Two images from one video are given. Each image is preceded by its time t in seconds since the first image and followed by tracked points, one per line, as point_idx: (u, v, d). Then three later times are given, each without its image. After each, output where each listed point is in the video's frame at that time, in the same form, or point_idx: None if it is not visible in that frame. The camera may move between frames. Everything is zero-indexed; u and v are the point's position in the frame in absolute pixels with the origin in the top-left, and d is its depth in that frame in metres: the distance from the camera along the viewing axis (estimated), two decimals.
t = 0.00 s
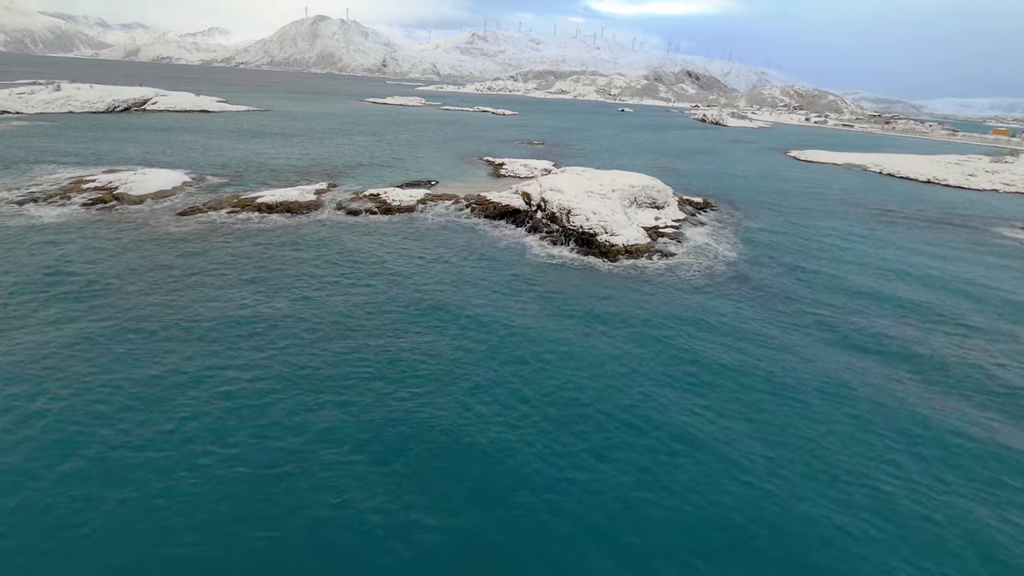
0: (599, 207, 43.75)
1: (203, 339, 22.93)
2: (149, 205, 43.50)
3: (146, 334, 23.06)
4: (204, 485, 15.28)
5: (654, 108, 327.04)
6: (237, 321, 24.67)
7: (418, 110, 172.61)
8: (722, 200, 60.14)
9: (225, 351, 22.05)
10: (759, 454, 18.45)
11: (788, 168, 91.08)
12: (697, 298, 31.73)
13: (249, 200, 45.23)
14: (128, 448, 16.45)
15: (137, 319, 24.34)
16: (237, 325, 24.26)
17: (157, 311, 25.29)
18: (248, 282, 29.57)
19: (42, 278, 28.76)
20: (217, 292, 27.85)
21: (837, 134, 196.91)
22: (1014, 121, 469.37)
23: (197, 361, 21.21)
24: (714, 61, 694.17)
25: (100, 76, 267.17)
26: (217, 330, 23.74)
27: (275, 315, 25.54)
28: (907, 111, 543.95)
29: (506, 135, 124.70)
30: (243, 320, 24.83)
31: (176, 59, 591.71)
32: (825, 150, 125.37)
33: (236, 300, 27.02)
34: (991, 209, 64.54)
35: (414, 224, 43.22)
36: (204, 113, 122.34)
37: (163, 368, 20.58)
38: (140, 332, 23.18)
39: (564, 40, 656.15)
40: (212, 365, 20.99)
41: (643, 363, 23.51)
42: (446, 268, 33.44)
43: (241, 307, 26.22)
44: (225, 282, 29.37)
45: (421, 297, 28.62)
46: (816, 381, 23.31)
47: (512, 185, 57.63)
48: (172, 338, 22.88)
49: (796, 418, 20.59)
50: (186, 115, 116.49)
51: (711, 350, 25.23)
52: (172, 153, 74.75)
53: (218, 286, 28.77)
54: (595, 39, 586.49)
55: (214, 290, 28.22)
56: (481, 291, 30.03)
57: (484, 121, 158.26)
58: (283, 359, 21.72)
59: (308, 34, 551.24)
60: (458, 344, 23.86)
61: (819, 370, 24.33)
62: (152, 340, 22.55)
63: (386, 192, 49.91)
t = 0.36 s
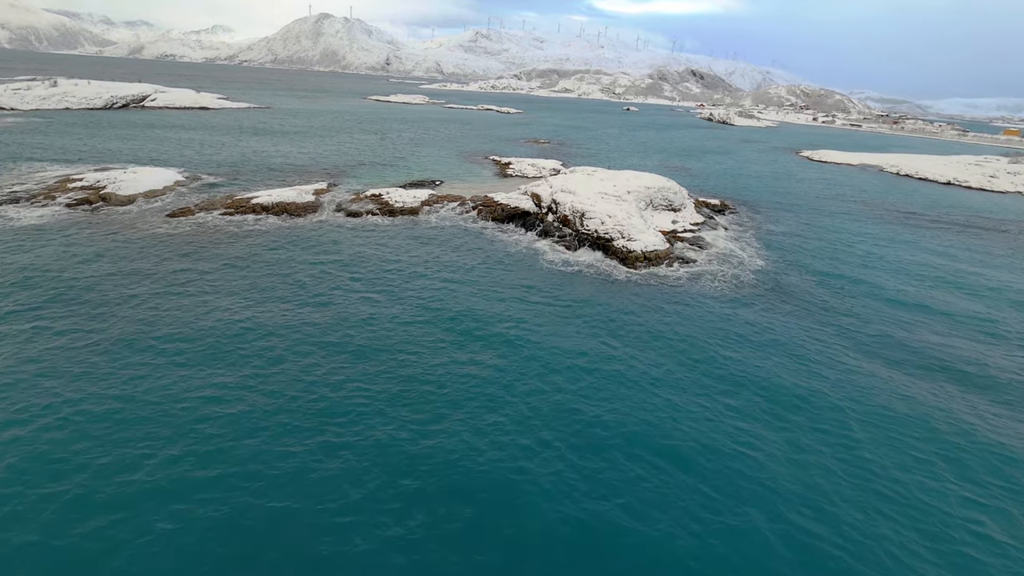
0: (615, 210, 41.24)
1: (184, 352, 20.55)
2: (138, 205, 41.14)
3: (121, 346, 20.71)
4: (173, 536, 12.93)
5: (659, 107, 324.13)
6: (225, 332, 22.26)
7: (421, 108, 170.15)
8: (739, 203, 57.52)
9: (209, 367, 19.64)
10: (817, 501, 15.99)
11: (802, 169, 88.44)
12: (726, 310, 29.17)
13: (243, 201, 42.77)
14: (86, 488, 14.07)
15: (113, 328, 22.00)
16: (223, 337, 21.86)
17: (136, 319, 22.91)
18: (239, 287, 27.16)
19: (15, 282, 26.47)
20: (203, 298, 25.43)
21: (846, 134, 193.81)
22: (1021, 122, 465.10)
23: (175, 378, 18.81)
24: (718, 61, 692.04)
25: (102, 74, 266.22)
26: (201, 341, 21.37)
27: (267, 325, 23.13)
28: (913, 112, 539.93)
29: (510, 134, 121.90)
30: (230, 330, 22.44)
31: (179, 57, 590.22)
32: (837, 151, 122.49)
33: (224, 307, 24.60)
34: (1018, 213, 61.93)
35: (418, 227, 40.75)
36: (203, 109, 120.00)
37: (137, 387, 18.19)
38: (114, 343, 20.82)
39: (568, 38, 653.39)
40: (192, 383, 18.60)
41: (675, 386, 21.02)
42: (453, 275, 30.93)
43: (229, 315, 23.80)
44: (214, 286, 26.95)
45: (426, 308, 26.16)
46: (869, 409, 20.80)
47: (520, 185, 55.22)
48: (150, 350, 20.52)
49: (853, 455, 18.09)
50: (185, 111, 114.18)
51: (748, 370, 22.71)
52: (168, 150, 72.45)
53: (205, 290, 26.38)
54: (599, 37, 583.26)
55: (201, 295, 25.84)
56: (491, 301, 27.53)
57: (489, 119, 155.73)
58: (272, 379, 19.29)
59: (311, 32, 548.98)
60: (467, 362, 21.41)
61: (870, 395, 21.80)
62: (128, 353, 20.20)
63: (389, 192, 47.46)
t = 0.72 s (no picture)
0: (633, 213, 38.59)
1: (153, 377, 17.97)
2: (127, 208, 38.84)
3: (80, 370, 18.12)
4: None
5: (664, 107, 321.03)
6: (201, 352, 19.63)
7: (426, 108, 167.89)
8: (760, 206, 54.74)
9: (179, 399, 17.05)
10: (894, 567, 13.47)
11: (819, 170, 85.71)
12: (763, 327, 26.40)
13: (238, 203, 40.33)
14: (9, 573, 11.43)
15: (75, 346, 19.46)
16: (200, 359, 19.28)
17: (104, 335, 20.37)
18: (225, 298, 24.62)
19: None
20: (182, 311, 22.93)
21: (857, 134, 190.65)
22: None
23: (140, 414, 16.27)
24: (723, 61, 687.31)
25: (105, 73, 265.18)
26: (174, 364, 18.78)
27: (251, 345, 20.54)
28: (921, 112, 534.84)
29: (516, 133, 119.31)
30: (209, 350, 19.83)
31: (184, 56, 590.25)
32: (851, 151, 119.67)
33: (205, 321, 22.07)
34: None
35: (423, 232, 38.14)
36: (204, 108, 117.89)
37: (92, 426, 15.60)
38: (74, 366, 18.28)
39: (573, 38, 650.50)
40: (158, 421, 16.01)
41: (713, 419, 18.51)
42: (461, 286, 28.26)
43: (209, 332, 21.21)
44: (196, 297, 24.40)
45: (432, 323, 23.69)
46: (944, 451, 17.96)
47: (530, 186, 52.76)
48: (114, 375, 17.94)
49: (936, 511, 15.31)
50: (186, 110, 112.14)
51: (797, 402, 19.95)
52: (165, 149, 70.25)
53: (186, 302, 23.84)
54: (604, 37, 580.04)
55: (180, 308, 23.28)
56: (503, 315, 24.83)
57: (494, 119, 153.35)
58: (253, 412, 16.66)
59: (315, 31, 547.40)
60: (478, 391, 18.69)
61: (940, 432, 19.00)
62: (89, 378, 17.63)
63: (392, 194, 45.07)
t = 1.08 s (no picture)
0: (657, 218, 35.95)
1: (120, 417, 15.40)
2: (117, 213, 36.58)
3: (35, 407, 15.57)
4: None
5: (671, 106, 317.57)
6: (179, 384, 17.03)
7: (431, 108, 165.61)
8: (785, 209, 51.89)
9: (147, 445, 14.44)
10: None
11: (839, 169, 82.74)
12: (812, 348, 23.68)
13: (235, 208, 37.96)
14: None
15: (34, 376, 16.95)
16: (177, 392, 16.66)
17: (67, 362, 17.79)
18: (211, 314, 21.97)
19: None
20: (160, 330, 20.29)
21: (870, 133, 186.90)
22: None
23: (99, 465, 13.69)
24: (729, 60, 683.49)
25: (110, 74, 264.58)
26: (145, 400, 16.17)
27: (237, 372, 17.93)
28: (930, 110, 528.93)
29: (525, 133, 116.84)
30: (188, 381, 17.23)
31: (190, 57, 590.86)
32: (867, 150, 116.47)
33: (186, 344, 19.44)
34: None
35: (432, 238, 35.64)
36: (206, 108, 115.87)
37: (41, 480, 13.10)
38: (29, 402, 15.74)
39: (578, 37, 647.38)
40: (121, 474, 13.46)
41: (771, 461, 16.08)
42: (475, 299, 25.63)
43: (189, 357, 18.57)
44: (179, 313, 21.79)
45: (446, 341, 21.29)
46: None
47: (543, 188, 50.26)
48: (75, 413, 15.43)
49: None
50: (187, 111, 110.11)
51: (868, 445, 17.27)
52: (164, 150, 68.10)
53: (166, 320, 21.21)
54: (609, 36, 576.65)
55: (159, 326, 20.66)
56: (524, 334, 22.18)
57: (500, 119, 150.82)
58: (235, 463, 14.05)
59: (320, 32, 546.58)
60: (500, 434, 16.07)
61: None
62: (44, 417, 15.12)
63: (399, 197, 42.66)
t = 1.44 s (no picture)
0: (688, 222, 33.20)
1: (86, 471, 13.08)
2: (110, 219, 34.39)
3: None
4: None
5: (681, 104, 313.96)
6: (156, 431, 14.51)
7: (440, 107, 163.67)
8: (817, 211, 48.88)
9: (111, 516, 11.91)
10: None
11: (864, 168, 79.54)
12: (878, 371, 20.93)
13: (235, 213, 35.61)
14: None
15: None
16: (152, 442, 14.13)
17: (28, 403, 15.31)
18: (200, 338, 19.43)
19: None
20: (141, 359, 17.79)
21: (886, 130, 182.93)
22: None
23: (52, 540, 11.29)
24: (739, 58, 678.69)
25: (119, 75, 264.99)
26: (114, 453, 13.65)
27: (226, 414, 15.37)
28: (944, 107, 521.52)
29: (535, 133, 114.29)
30: (168, 428, 14.71)
31: (199, 59, 592.42)
32: (888, 149, 113.08)
33: (169, 377, 16.90)
34: None
35: (444, 245, 33.05)
36: (212, 109, 114.18)
37: None
38: None
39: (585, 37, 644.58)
40: (77, 548, 11.17)
41: (850, 521, 13.58)
42: (496, 316, 22.95)
43: (171, 395, 16.03)
44: (164, 338, 19.27)
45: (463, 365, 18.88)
46: None
47: (560, 190, 47.69)
48: (33, 464, 13.17)
49: None
50: (192, 111, 108.49)
51: (968, 500, 14.57)
52: (165, 152, 66.12)
53: (149, 346, 18.70)
54: (617, 34, 572.84)
55: (139, 354, 18.15)
56: (554, 361, 19.49)
57: (509, 118, 148.59)
58: (216, 542, 11.51)
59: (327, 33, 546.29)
60: (533, 493, 13.56)
61: None
62: None
63: (409, 200, 40.29)
